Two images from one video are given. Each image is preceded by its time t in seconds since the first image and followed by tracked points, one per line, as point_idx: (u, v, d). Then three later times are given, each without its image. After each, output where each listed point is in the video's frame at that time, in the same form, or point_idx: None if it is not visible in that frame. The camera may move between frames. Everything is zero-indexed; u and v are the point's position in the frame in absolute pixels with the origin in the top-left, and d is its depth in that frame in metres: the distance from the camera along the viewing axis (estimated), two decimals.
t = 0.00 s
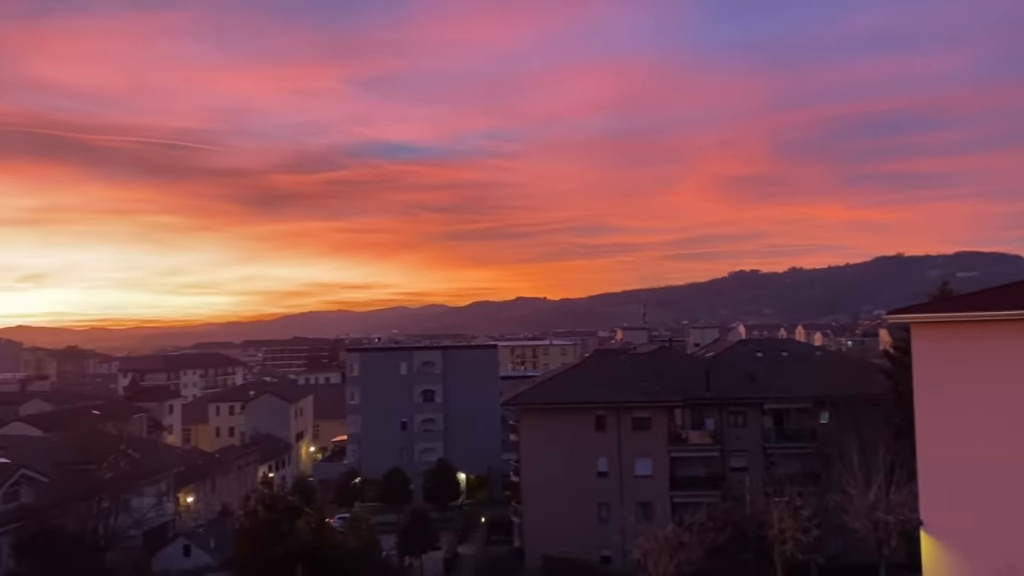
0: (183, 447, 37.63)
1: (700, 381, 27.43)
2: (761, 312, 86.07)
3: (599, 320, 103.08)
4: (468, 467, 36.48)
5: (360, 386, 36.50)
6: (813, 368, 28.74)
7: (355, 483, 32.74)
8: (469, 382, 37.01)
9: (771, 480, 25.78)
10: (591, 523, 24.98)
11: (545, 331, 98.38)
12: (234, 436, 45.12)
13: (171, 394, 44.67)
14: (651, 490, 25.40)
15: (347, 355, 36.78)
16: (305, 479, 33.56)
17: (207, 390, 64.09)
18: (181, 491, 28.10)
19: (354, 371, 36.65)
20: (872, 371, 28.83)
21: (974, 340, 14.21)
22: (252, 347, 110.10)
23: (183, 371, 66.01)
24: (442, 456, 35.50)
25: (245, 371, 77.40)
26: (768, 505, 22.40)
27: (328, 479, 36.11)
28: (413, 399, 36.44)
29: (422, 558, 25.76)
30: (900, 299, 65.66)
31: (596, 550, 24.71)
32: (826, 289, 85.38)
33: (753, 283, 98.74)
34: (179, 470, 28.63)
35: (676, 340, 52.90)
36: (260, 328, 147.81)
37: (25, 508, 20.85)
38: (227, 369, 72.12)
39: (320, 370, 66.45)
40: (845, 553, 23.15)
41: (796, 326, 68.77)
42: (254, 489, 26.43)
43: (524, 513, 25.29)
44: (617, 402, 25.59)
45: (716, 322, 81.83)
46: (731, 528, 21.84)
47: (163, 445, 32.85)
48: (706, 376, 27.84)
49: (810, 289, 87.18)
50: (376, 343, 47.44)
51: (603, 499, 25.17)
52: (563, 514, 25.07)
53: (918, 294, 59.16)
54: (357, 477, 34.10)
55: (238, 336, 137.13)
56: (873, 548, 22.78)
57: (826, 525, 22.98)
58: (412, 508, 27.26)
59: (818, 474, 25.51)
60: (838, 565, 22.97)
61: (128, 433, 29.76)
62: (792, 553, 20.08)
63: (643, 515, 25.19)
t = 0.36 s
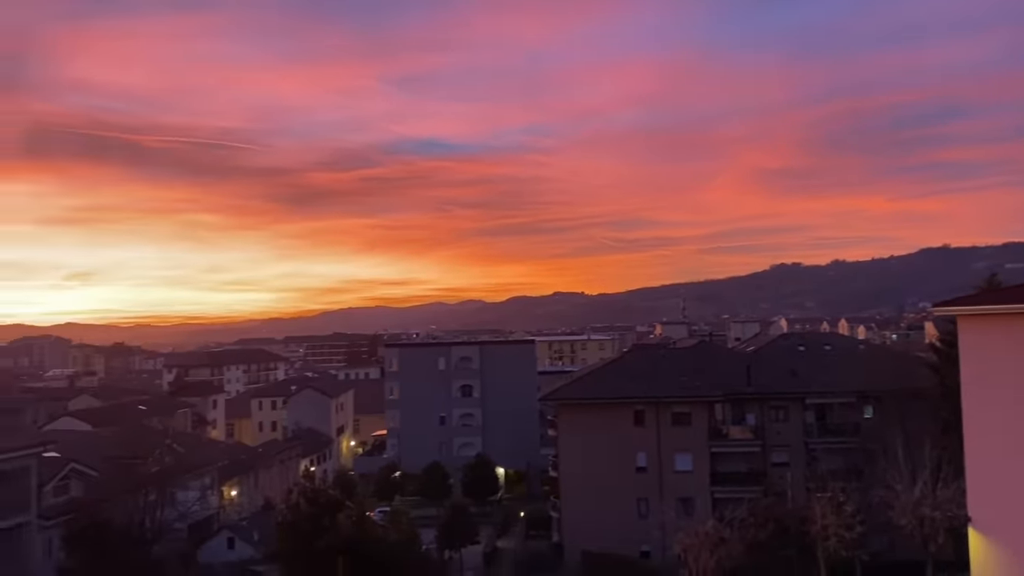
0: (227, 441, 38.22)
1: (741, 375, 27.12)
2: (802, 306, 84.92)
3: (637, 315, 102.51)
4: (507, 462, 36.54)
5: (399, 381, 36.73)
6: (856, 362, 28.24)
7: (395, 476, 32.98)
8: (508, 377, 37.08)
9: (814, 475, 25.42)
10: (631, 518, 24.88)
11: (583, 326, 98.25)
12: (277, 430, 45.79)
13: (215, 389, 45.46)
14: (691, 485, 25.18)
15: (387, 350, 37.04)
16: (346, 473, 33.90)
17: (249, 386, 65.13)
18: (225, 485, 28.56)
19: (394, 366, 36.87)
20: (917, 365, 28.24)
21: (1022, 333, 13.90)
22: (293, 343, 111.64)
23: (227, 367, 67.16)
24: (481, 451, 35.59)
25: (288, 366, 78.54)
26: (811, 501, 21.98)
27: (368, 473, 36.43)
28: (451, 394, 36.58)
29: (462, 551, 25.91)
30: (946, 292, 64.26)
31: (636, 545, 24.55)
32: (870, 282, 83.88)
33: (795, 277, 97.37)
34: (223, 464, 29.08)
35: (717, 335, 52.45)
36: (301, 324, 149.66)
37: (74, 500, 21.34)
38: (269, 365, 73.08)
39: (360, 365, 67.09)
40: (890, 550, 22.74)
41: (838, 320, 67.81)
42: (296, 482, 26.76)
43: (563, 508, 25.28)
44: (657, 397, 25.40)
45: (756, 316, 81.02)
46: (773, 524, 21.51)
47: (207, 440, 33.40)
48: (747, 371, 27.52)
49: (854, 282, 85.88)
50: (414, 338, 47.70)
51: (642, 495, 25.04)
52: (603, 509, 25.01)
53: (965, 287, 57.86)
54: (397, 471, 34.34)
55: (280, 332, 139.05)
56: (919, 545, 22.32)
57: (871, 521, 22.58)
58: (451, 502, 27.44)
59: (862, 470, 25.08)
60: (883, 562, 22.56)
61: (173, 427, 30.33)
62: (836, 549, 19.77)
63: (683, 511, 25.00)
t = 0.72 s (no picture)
0: (261, 437, 38.57)
1: (775, 372, 26.85)
2: (837, 301, 83.90)
3: (669, 311, 101.96)
4: (539, 458, 36.55)
5: (430, 378, 36.83)
6: (893, 358, 27.84)
7: (427, 473, 33.13)
8: (539, 374, 37.07)
9: (849, 473, 25.12)
10: (664, 515, 24.79)
11: (614, 322, 97.94)
12: (310, 426, 46.23)
13: (249, 386, 45.99)
14: (724, 482, 25.00)
15: (418, 347, 37.20)
16: (379, 469, 34.15)
17: (283, 382, 65.86)
18: (259, 480, 28.82)
19: (425, 363, 37.02)
20: (955, 360, 27.77)
21: None
22: (326, 339, 112.63)
23: (261, 363, 67.98)
24: (513, 447, 35.65)
25: (321, 362, 79.30)
26: (846, 499, 21.71)
27: (401, 468, 36.67)
28: (482, 391, 36.65)
29: (494, 547, 25.99)
30: (984, 287, 63.14)
31: (669, 542, 24.55)
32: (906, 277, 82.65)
33: (829, 272, 96.21)
34: (259, 460, 29.40)
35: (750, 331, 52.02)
36: (333, 321, 150.92)
37: (113, 495, 21.72)
38: (302, 362, 73.70)
39: (392, 361, 67.54)
40: (928, 549, 22.40)
41: (873, 315, 66.88)
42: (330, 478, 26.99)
43: (595, 504, 25.20)
44: (690, 394, 25.24)
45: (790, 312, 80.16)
46: (809, 523, 21.26)
47: (242, 435, 33.71)
48: (781, 367, 27.25)
49: (890, 277, 84.64)
50: (446, 335, 47.82)
51: (675, 492, 24.93)
52: (635, 506, 24.93)
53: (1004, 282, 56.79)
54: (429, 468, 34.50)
55: (312, 329, 140.31)
56: (958, 544, 21.98)
57: (908, 519, 22.28)
58: (483, 499, 27.33)
59: (899, 468, 24.74)
60: (920, 561, 22.24)
61: (210, 424, 30.75)
62: (872, 547, 19.49)
63: (717, 508, 24.83)
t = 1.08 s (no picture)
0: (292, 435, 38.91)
1: (806, 371, 26.55)
2: (869, 300, 82.82)
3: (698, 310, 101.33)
4: (568, 457, 36.49)
5: (459, 376, 36.90)
6: (927, 357, 27.44)
7: (456, 471, 33.17)
8: (567, 373, 36.99)
9: (883, 472, 24.78)
10: (693, 514, 24.65)
11: (642, 321, 97.48)
12: (340, 424, 46.54)
13: (280, 384, 46.39)
14: (755, 482, 24.76)
15: (446, 346, 37.28)
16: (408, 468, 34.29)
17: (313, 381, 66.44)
18: (290, 478, 29.06)
19: (454, 362, 37.10)
20: (991, 359, 27.27)
21: None
22: (355, 339, 113.39)
23: (291, 362, 68.61)
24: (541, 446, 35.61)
25: (351, 361, 79.91)
26: (880, 499, 21.39)
27: (430, 467, 36.80)
28: (511, 390, 36.66)
29: (523, 546, 26.00)
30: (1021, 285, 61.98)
31: (699, 542, 24.43)
32: (941, 276, 81.42)
33: (862, 270, 95.01)
34: (289, 458, 29.63)
35: (781, 330, 51.56)
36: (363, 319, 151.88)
37: (147, 492, 22.02)
38: (332, 361, 74.27)
39: (421, 360, 67.88)
40: (963, 550, 22.02)
41: (906, 314, 65.95)
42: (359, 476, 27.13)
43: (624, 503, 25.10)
44: (720, 393, 25.02)
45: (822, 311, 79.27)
46: (843, 523, 20.87)
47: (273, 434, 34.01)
48: (812, 366, 26.93)
49: (924, 275, 83.37)
50: (474, 334, 47.91)
51: (705, 491, 24.76)
52: (664, 505, 24.80)
53: None
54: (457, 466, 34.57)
55: (342, 327, 141.41)
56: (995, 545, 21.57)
57: (942, 520, 21.92)
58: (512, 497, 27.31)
59: (933, 468, 24.35)
60: (956, 563, 21.85)
61: (241, 422, 31.07)
62: (906, 549, 19.21)
63: (748, 508, 24.61)
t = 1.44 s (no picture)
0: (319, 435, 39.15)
1: (835, 373, 26.28)
2: (899, 300, 81.78)
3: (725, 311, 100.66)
4: (593, 459, 36.41)
5: (484, 377, 36.93)
6: (958, 359, 27.05)
7: (481, 472, 33.22)
8: (593, 374, 36.89)
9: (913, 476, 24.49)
10: (720, 516, 24.49)
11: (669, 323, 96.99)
12: (366, 425, 46.77)
13: (307, 385, 46.70)
14: (783, 485, 24.51)
15: (472, 347, 37.34)
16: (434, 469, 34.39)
17: (339, 382, 66.81)
18: (317, 478, 29.26)
19: (479, 363, 37.14)
20: None
21: None
22: (381, 340, 113.90)
23: (318, 363, 69.07)
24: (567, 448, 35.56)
25: (377, 362, 80.27)
26: (910, 503, 21.12)
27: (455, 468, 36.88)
28: (536, 391, 36.63)
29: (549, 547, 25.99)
30: None
31: (726, 545, 24.26)
32: (973, 276, 80.24)
33: (892, 271, 93.90)
34: (316, 458, 29.83)
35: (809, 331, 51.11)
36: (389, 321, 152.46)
37: (177, 491, 22.27)
38: (358, 362, 74.66)
39: (446, 361, 68.05)
40: (996, 555, 21.67)
41: (937, 315, 65.08)
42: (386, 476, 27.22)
43: (651, 505, 24.99)
44: (747, 395, 24.81)
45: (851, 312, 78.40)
46: (871, 527, 20.70)
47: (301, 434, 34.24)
48: (841, 368, 26.64)
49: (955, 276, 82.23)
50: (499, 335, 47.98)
51: (732, 494, 24.57)
52: (691, 508, 24.66)
53: None
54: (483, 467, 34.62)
55: (368, 329, 142.13)
56: None
57: (974, 524, 21.59)
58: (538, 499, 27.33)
59: (965, 472, 23.99)
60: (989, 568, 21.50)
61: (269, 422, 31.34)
62: (937, 553, 18.96)
63: (775, 511, 24.41)
